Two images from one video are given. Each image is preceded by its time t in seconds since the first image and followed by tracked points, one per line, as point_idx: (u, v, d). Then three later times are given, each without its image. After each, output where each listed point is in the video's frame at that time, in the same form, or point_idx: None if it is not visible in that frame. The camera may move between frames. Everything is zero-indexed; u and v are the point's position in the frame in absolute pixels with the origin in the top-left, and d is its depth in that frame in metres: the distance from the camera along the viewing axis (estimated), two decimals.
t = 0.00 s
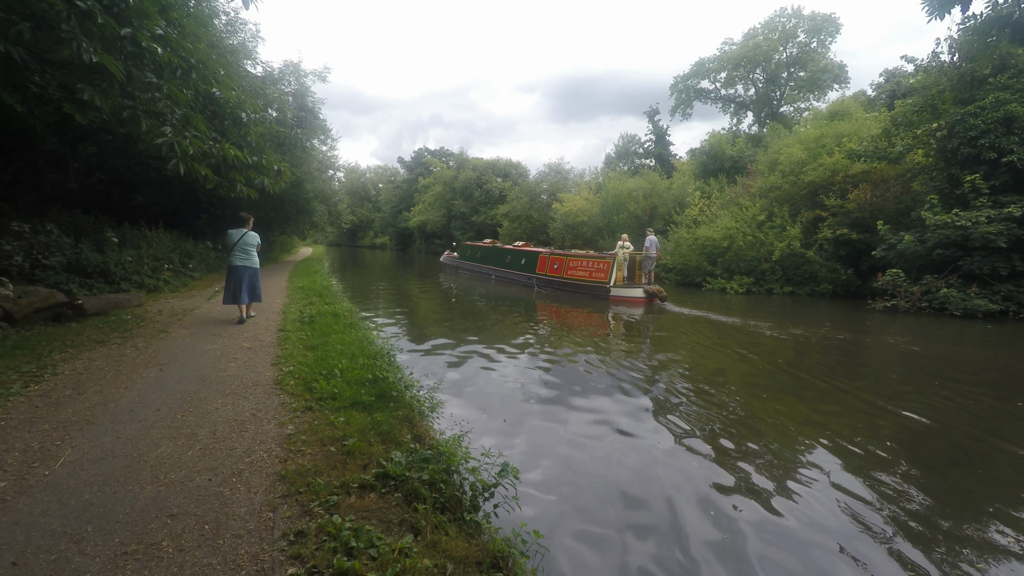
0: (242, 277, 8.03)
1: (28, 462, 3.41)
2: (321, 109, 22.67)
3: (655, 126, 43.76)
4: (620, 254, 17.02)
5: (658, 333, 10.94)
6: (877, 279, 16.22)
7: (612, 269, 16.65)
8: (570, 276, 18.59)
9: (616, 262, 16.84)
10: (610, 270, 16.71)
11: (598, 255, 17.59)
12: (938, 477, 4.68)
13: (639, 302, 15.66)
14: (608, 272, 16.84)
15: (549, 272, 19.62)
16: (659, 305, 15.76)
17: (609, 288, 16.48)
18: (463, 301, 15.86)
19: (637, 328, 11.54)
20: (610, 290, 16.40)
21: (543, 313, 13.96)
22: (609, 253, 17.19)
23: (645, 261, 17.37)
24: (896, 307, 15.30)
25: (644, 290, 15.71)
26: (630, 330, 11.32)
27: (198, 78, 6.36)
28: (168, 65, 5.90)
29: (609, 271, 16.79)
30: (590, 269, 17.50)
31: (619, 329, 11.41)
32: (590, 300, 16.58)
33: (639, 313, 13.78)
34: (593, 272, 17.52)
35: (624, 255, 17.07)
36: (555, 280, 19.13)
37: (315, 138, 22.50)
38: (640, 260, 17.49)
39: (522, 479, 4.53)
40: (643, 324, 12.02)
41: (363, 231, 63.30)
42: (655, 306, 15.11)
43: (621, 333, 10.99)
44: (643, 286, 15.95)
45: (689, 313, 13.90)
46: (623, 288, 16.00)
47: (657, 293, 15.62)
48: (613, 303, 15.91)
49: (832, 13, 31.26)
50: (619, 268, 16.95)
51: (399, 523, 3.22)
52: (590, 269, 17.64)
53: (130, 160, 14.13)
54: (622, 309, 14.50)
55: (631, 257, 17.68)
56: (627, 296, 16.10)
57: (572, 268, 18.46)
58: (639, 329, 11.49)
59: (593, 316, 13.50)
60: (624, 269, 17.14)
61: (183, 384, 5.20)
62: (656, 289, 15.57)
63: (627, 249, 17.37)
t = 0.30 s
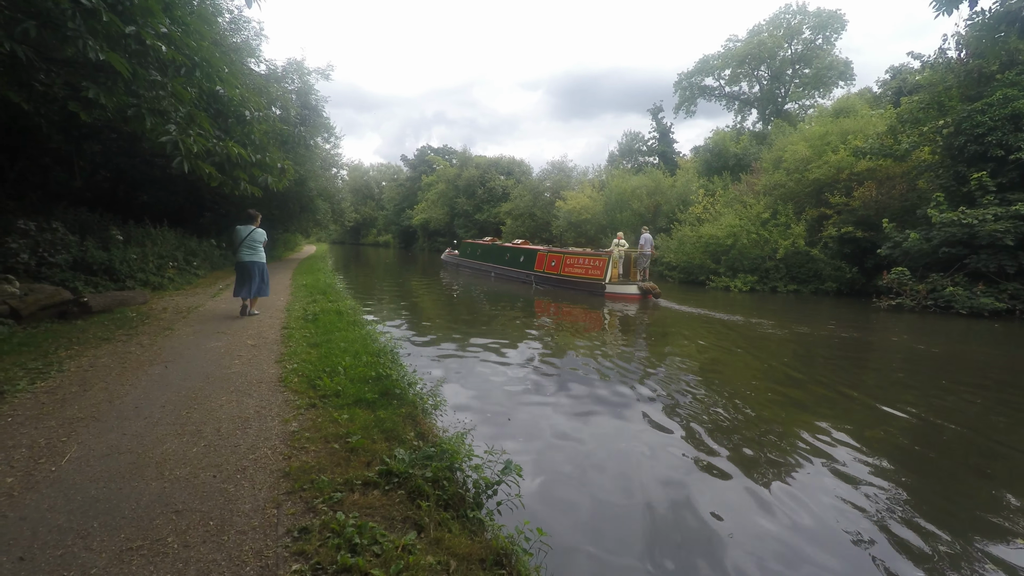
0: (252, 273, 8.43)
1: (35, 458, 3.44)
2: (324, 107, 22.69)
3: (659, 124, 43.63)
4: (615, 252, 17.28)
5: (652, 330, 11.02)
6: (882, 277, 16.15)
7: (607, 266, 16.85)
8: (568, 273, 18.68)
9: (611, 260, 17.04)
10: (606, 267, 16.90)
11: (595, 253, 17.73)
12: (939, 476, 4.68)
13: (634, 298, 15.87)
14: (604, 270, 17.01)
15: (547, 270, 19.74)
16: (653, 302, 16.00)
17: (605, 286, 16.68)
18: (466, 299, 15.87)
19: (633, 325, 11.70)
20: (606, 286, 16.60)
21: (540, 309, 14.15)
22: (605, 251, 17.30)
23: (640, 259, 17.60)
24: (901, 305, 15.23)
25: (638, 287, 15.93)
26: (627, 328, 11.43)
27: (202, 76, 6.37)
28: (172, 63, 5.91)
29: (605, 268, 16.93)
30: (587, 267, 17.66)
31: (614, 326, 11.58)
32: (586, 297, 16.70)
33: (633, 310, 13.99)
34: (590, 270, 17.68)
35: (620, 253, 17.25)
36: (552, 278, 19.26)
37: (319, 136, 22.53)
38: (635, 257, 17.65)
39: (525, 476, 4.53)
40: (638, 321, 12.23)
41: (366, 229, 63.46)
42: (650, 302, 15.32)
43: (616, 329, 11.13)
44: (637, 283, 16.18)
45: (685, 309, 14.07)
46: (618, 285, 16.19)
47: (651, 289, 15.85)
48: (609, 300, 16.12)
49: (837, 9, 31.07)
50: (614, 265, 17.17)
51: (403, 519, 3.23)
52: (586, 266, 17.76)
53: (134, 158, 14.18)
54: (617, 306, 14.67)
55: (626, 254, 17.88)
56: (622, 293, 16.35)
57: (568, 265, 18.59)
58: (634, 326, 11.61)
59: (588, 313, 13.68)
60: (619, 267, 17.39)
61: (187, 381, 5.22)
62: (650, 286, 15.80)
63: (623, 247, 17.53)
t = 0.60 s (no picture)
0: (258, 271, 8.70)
1: (42, 455, 3.46)
2: (328, 105, 22.71)
3: (662, 121, 43.49)
4: (610, 250, 17.34)
5: (648, 326, 11.23)
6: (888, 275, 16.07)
7: (603, 264, 17.15)
8: (566, 270, 19.03)
9: (607, 257, 17.33)
10: (601, 264, 17.20)
11: (591, 250, 17.95)
12: (945, 474, 4.67)
13: (627, 295, 16.25)
14: (599, 268, 17.29)
15: (545, 267, 20.05)
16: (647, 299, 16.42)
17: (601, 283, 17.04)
18: (470, 297, 15.87)
19: (637, 322, 11.67)
20: (601, 283, 16.99)
21: (539, 304, 14.60)
22: (601, 248, 17.56)
23: (634, 257, 17.94)
24: (907, 303, 15.15)
25: (633, 283, 16.32)
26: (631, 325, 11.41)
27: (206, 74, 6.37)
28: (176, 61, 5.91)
29: (600, 266, 17.25)
30: (584, 264, 17.96)
31: (610, 322, 11.86)
32: (582, 294, 17.08)
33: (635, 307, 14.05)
34: (587, 266, 18.01)
35: (616, 249, 17.50)
36: (550, 274, 19.63)
37: (322, 134, 22.55)
38: (629, 254, 17.95)
39: (529, 474, 4.53)
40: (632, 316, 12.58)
41: (370, 227, 63.63)
42: (644, 299, 15.71)
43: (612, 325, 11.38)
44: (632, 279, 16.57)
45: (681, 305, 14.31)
46: (614, 282, 16.58)
47: (646, 286, 16.23)
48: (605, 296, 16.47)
49: (843, 5, 30.85)
50: (610, 262, 17.47)
51: (407, 517, 3.24)
52: (582, 263, 18.05)
53: (139, 157, 14.23)
54: (611, 302, 15.04)
55: (622, 252, 18.12)
56: (618, 289, 16.75)
57: (566, 262, 18.94)
58: (630, 322, 11.80)
59: (585, 308, 14.04)
60: (614, 265, 17.45)
61: (193, 379, 5.24)
62: (644, 282, 16.23)
63: (619, 245, 17.71)
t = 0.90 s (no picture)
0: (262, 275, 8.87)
1: (49, 460, 3.47)
2: (331, 110, 22.82)
3: (665, 123, 43.49)
4: (607, 251, 17.66)
5: (644, 327, 11.36)
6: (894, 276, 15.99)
7: (599, 265, 17.46)
8: (563, 272, 19.37)
9: (603, 258, 17.64)
10: (598, 266, 17.52)
11: (588, 252, 18.32)
12: (951, 475, 4.64)
13: (623, 295, 16.52)
14: (596, 269, 17.57)
15: (543, 269, 20.34)
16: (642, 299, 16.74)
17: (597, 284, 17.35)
18: (474, 300, 15.87)
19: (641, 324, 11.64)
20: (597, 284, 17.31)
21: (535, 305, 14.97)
22: (597, 250, 17.90)
23: (630, 258, 18.23)
24: (913, 304, 15.06)
25: (628, 284, 16.67)
26: (635, 327, 11.38)
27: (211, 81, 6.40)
28: (182, 67, 5.94)
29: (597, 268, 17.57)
30: (580, 266, 18.27)
31: (607, 323, 11.99)
32: (581, 295, 17.26)
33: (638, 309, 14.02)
34: (583, 268, 18.31)
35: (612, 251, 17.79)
36: (549, 276, 19.80)
37: (326, 139, 22.66)
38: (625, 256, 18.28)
39: (534, 477, 4.51)
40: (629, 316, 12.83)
41: (374, 230, 63.80)
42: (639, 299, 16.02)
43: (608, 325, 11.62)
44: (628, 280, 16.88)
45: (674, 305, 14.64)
46: (610, 282, 16.91)
47: (641, 286, 16.53)
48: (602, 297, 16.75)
49: (846, 5, 30.80)
50: (606, 264, 17.76)
51: (412, 520, 3.24)
52: (579, 265, 18.38)
53: (144, 162, 14.32)
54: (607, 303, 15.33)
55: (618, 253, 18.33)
56: (614, 290, 17.03)
57: (563, 264, 19.23)
58: (625, 323, 11.98)
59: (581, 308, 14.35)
60: (611, 266, 17.77)
61: (198, 383, 5.26)
62: (639, 283, 16.57)
63: (614, 246, 17.90)
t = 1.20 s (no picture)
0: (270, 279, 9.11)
1: (55, 465, 3.49)
2: (335, 116, 22.97)
3: (668, 128, 43.56)
4: (603, 255, 18.03)
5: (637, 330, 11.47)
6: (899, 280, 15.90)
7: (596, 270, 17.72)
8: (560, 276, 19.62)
9: (599, 263, 17.91)
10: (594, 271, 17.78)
11: (585, 256, 18.64)
12: (959, 482, 4.59)
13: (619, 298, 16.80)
14: (593, 273, 17.84)
15: (541, 273, 20.64)
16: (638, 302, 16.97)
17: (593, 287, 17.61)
18: (477, 304, 15.89)
19: (645, 329, 11.60)
20: (593, 287, 17.57)
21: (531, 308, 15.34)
22: (594, 254, 18.24)
23: (627, 262, 18.50)
24: (919, 308, 14.96)
25: (624, 288, 16.87)
26: (639, 331, 11.34)
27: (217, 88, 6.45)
28: (189, 75, 5.99)
29: (593, 271, 17.89)
30: (578, 270, 18.52)
31: (604, 326, 12.08)
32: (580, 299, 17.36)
33: (643, 313, 14.00)
34: (580, 272, 18.54)
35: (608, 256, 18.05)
36: (547, 280, 20.01)
37: (330, 145, 22.79)
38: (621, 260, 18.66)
39: (539, 483, 4.49)
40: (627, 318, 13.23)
41: (377, 236, 64.06)
42: (634, 301, 16.32)
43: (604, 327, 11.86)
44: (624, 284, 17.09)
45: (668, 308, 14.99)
46: (606, 285, 17.17)
47: (636, 290, 16.74)
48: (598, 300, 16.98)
49: (848, 9, 30.81)
50: (603, 269, 18.00)
51: (416, 526, 3.23)
52: (576, 270, 18.69)
53: (151, 169, 14.44)
54: (604, 305, 15.63)
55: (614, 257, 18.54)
56: (610, 293, 17.23)
57: (561, 269, 19.46)
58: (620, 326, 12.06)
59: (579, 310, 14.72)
60: (607, 270, 18.12)
61: (203, 388, 5.28)
62: (635, 286, 16.73)
63: (610, 251, 18.16)
